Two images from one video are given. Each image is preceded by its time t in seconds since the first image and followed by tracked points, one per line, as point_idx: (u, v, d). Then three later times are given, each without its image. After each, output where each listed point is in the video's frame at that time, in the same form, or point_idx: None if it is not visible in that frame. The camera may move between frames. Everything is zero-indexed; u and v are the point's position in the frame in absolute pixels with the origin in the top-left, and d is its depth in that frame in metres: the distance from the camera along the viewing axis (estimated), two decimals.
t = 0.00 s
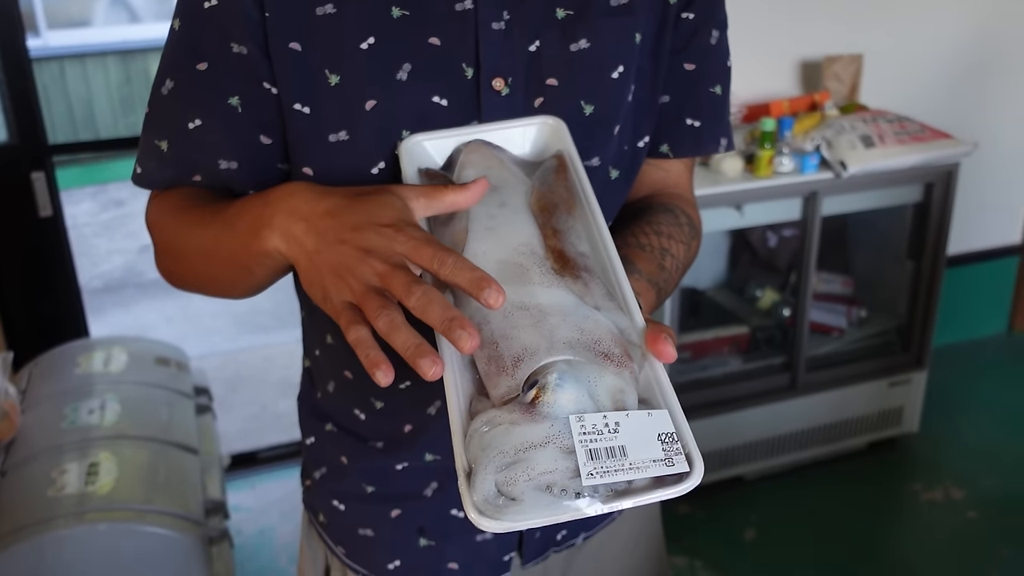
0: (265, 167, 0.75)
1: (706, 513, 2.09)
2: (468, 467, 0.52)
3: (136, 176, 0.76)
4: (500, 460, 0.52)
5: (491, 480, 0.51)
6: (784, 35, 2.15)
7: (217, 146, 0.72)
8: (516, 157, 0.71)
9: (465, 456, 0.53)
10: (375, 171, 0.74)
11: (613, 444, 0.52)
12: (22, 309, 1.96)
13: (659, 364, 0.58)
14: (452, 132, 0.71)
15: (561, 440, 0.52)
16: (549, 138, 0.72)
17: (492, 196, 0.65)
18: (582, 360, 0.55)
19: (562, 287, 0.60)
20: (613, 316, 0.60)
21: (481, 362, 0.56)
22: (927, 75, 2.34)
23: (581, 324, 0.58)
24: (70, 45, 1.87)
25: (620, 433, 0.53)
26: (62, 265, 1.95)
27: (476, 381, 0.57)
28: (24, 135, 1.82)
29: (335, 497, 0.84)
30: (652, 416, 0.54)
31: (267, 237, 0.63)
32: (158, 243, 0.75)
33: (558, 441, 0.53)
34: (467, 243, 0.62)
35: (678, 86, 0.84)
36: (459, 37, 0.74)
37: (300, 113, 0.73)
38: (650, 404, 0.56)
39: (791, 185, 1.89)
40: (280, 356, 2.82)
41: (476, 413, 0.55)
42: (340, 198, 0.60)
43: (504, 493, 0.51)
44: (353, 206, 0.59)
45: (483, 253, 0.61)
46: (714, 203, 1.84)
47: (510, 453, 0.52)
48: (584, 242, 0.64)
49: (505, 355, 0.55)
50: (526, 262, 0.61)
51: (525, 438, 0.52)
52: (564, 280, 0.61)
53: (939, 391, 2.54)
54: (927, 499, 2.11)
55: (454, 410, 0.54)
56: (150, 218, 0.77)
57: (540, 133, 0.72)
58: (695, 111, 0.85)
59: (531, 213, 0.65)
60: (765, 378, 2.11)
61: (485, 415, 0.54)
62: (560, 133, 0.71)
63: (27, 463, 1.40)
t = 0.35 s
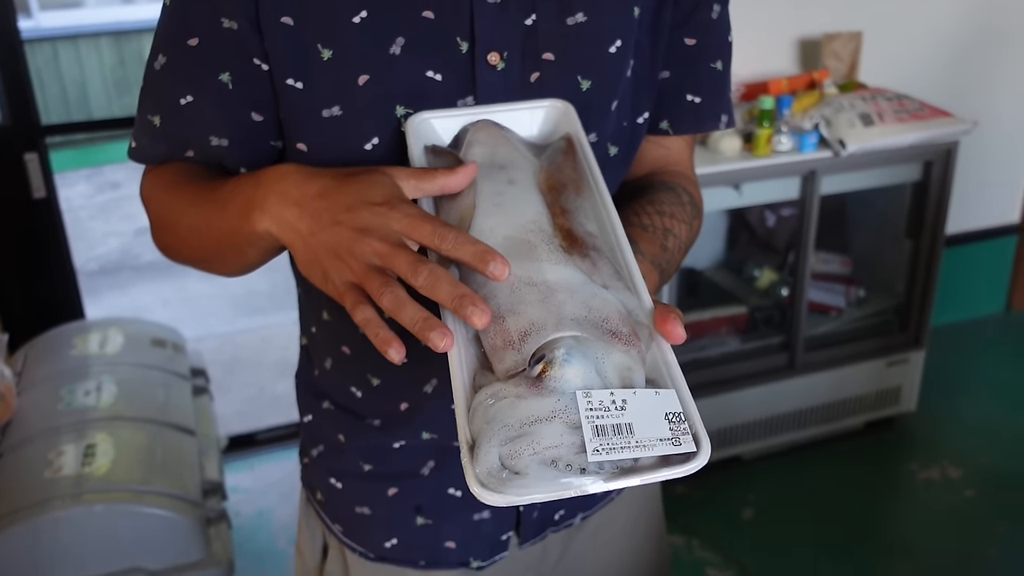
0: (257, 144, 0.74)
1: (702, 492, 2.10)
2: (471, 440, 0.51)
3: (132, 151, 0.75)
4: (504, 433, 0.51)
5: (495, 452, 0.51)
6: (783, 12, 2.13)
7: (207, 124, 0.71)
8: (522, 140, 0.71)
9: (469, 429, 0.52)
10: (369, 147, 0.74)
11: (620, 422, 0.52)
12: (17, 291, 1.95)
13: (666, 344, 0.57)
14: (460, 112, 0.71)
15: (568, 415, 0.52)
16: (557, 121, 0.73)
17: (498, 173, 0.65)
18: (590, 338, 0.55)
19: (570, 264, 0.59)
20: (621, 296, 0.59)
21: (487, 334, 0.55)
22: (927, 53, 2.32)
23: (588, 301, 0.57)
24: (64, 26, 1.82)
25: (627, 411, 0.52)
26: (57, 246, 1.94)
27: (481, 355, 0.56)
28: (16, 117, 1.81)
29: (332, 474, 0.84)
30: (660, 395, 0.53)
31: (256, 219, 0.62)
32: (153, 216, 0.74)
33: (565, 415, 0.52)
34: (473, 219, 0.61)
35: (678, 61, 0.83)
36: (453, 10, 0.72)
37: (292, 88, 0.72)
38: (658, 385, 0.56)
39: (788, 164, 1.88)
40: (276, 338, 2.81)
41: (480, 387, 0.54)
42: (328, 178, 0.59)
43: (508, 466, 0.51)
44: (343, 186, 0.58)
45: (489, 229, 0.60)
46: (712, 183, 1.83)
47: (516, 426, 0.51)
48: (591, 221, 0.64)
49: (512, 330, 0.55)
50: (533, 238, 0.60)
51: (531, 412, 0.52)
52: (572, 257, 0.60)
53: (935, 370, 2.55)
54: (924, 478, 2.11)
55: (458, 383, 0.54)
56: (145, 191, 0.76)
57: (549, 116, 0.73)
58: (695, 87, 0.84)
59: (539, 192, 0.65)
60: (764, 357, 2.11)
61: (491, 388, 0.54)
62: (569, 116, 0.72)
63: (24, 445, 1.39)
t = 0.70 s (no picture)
0: (253, 117, 0.73)
1: (701, 472, 2.10)
2: (473, 406, 0.51)
3: (123, 129, 0.74)
4: (507, 397, 0.51)
5: (497, 416, 0.50)
6: None
7: (201, 97, 0.70)
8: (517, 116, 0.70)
9: (470, 394, 0.51)
10: (364, 119, 0.73)
11: (624, 386, 0.51)
12: (11, 273, 1.93)
13: (670, 312, 0.56)
14: (456, 87, 0.70)
15: (571, 379, 0.51)
16: (553, 97, 0.71)
17: (496, 146, 0.63)
18: (593, 304, 0.54)
19: (570, 233, 0.59)
20: (622, 264, 0.58)
21: (486, 301, 0.55)
22: (927, 29, 2.30)
23: (590, 269, 0.57)
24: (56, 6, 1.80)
25: (631, 375, 0.52)
26: (51, 228, 1.92)
27: (480, 323, 0.56)
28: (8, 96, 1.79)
29: (329, 455, 0.83)
30: (664, 360, 0.53)
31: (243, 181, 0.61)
32: (143, 198, 0.74)
33: (568, 379, 0.52)
34: (471, 188, 0.60)
35: (677, 32, 0.82)
36: None
37: (286, 59, 0.70)
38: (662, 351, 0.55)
39: (788, 142, 1.87)
40: (273, 320, 2.80)
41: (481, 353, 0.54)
42: (320, 139, 0.59)
43: (511, 431, 0.50)
44: (333, 148, 0.57)
45: (489, 199, 0.59)
46: (711, 161, 1.82)
47: (518, 391, 0.51)
48: (591, 192, 0.63)
49: (512, 297, 0.54)
50: (532, 208, 0.59)
51: (534, 376, 0.52)
52: (572, 226, 0.59)
53: (933, 349, 2.54)
54: (923, 456, 2.12)
55: (458, 349, 0.53)
56: (137, 172, 0.75)
57: (545, 92, 0.71)
58: (694, 59, 0.82)
59: (539, 163, 0.64)
60: (763, 336, 2.10)
61: (492, 353, 0.53)
62: (566, 92, 0.70)
63: (20, 427, 1.39)
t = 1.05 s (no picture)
0: (255, 99, 0.72)
1: (702, 456, 2.10)
2: (486, 383, 0.50)
3: (123, 109, 0.73)
4: (522, 376, 0.50)
5: (511, 395, 0.50)
6: None
7: (201, 78, 0.69)
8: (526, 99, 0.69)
9: (483, 373, 0.51)
10: (368, 100, 0.71)
11: (640, 366, 0.50)
12: (11, 255, 1.93)
13: (684, 294, 0.56)
14: (464, 69, 0.69)
15: (587, 358, 0.50)
16: (564, 80, 0.71)
17: (507, 127, 0.63)
18: (608, 284, 0.54)
19: (583, 213, 0.58)
20: (636, 246, 0.57)
21: (499, 282, 0.54)
22: (932, 10, 2.27)
23: (605, 249, 0.56)
24: None
25: (647, 356, 0.51)
26: (51, 210, 1.91)
27: (491, 302, 0.55)
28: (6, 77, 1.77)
29: (332, 438, 0.83)
30: (680, 342, 0.52)
31: (257, 159, 0.60)
32: (149, 176, 0.72)
33: (584, 358, 0.51)
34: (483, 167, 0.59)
35: (683, 12, 0.81)
36: None
37: (288, 40, 0.69)
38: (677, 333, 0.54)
39: (792, 124, 1.85)
40: (274, 303, 2.80)
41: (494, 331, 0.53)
42: (331, 114, 0.58)
43: (525, 411, 0.50)
44: (344, 121, 0.57)
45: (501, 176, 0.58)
46: (715, 143, 1.81)
47: (533, 369, 0.50)
48: (603, 172, 0.63)
49: (526, 276, 0.54)
50: (545, 188, 0.58)
51: (548, 354, 0.51)
52: (585, 207, 0.59)
53: (936, 333, 2.54)
54: (925, 440, 2.12)
55: (470, 329, 0.53)
56: (140, 153, 0.74)
57: (555, 76, 0.70)
58: (701, 39, 0.82)
59: (549, 144, 0.63)
60: (765, 320, 2.09)
61: (506, 332, 0.52)
62: (575, 76, 0.70)
63: (21, 410, 1.39)
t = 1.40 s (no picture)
0: (254, 88, 0.72)
1: (706, 446, 2.10)
2: (500, 376, 0.50)
3: (127, 98, 0.73)
4: (535, 367, 0.51)
5: (525, 387, 0.50)
6: None
7: (201, 66, 0.69)
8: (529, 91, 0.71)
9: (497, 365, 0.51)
10: (368, 91, 0.71)
11: (654, 355, 0.51)
12: (18, 246, 1.93)
13: (697, 285, 0.56)
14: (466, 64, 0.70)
15: (601, 348, 0.51)
16: (566, 73, 0.72)
17: (511, 122, 0.65)
18: (618, 274, 0.54)
19: (591, 205, 0.59)
20: (646, 235, 0.58)
21: (508, 274, 0.55)
22: None
23: (614, 240, 0.56)
24: None
25: (660, 345, 0.52)
26: (56, 199, 1.91)
27: (501, 295, 0.55)
28: (11, 66, 1.77)
29: (335, 430, 0.83)
30: (693, 330, 0.53)
31: (266, 151, 0.61)
32: (154, 166, 0.72)
33: (596, 349, 0.52)
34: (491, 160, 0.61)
35: (688, 3, 0.80)
36: None
37: (288, 29, 0.68)
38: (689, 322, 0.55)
39: (798, 114, 1.84)
40: (279, 292, 2.80)
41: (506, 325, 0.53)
42: (338, 108, 0.59)
43: (540, 402, 0.50)
44: (353, 116, 0.57)
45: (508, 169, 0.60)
46: (720, 133, 1.80)
47: (547, 360, 0.51)
48: (610, 165, 0.64)
49: (536, 267, 0.54)
50: (552, 181, 0.60)
51: (561, 346, 0.52)
52: (593, 198, 0.60)
53: (942, 324, 2.53)
54: (930, 430, 2.12)
55: (482, 321, 0.53)
56: (145, 142, 0.74)
57: (557, 69, 0.71)
58: (705, 31, 0.81)
59: (555, 137, 0.65)
60: (769, 311, 2.09)
61: (518, 324, 0.53)
62: (578, 68, 0.70)
63: (28, 399, 1.39)
